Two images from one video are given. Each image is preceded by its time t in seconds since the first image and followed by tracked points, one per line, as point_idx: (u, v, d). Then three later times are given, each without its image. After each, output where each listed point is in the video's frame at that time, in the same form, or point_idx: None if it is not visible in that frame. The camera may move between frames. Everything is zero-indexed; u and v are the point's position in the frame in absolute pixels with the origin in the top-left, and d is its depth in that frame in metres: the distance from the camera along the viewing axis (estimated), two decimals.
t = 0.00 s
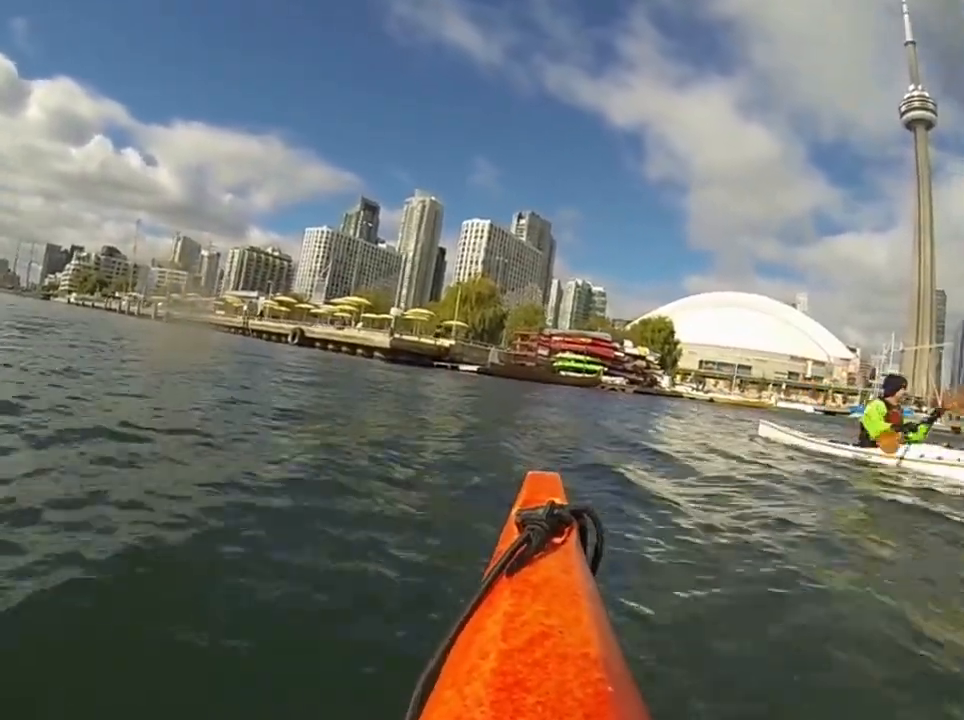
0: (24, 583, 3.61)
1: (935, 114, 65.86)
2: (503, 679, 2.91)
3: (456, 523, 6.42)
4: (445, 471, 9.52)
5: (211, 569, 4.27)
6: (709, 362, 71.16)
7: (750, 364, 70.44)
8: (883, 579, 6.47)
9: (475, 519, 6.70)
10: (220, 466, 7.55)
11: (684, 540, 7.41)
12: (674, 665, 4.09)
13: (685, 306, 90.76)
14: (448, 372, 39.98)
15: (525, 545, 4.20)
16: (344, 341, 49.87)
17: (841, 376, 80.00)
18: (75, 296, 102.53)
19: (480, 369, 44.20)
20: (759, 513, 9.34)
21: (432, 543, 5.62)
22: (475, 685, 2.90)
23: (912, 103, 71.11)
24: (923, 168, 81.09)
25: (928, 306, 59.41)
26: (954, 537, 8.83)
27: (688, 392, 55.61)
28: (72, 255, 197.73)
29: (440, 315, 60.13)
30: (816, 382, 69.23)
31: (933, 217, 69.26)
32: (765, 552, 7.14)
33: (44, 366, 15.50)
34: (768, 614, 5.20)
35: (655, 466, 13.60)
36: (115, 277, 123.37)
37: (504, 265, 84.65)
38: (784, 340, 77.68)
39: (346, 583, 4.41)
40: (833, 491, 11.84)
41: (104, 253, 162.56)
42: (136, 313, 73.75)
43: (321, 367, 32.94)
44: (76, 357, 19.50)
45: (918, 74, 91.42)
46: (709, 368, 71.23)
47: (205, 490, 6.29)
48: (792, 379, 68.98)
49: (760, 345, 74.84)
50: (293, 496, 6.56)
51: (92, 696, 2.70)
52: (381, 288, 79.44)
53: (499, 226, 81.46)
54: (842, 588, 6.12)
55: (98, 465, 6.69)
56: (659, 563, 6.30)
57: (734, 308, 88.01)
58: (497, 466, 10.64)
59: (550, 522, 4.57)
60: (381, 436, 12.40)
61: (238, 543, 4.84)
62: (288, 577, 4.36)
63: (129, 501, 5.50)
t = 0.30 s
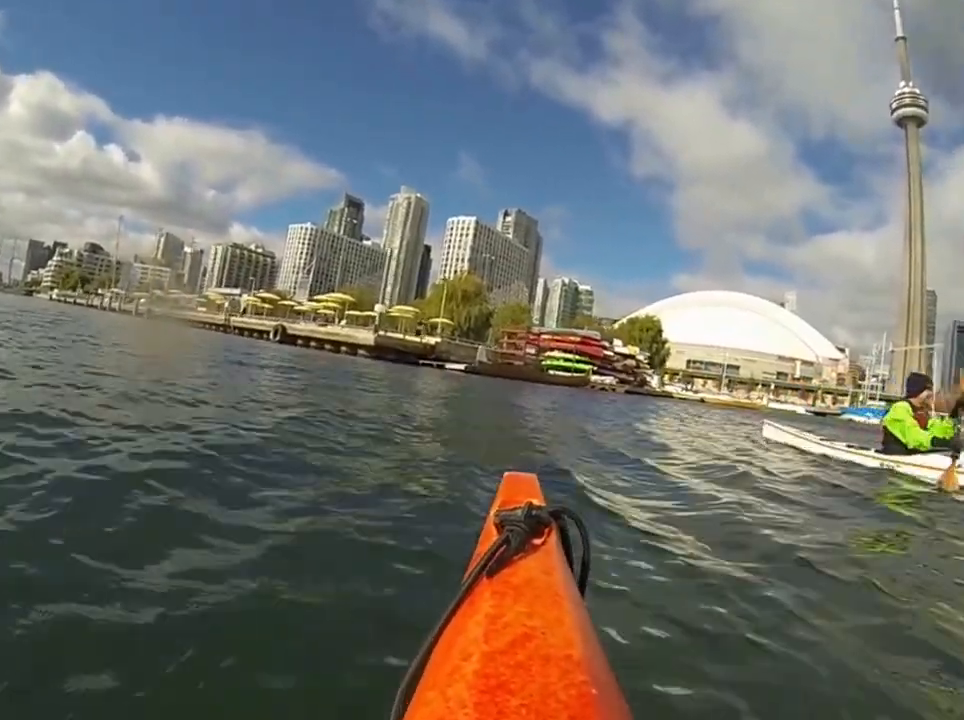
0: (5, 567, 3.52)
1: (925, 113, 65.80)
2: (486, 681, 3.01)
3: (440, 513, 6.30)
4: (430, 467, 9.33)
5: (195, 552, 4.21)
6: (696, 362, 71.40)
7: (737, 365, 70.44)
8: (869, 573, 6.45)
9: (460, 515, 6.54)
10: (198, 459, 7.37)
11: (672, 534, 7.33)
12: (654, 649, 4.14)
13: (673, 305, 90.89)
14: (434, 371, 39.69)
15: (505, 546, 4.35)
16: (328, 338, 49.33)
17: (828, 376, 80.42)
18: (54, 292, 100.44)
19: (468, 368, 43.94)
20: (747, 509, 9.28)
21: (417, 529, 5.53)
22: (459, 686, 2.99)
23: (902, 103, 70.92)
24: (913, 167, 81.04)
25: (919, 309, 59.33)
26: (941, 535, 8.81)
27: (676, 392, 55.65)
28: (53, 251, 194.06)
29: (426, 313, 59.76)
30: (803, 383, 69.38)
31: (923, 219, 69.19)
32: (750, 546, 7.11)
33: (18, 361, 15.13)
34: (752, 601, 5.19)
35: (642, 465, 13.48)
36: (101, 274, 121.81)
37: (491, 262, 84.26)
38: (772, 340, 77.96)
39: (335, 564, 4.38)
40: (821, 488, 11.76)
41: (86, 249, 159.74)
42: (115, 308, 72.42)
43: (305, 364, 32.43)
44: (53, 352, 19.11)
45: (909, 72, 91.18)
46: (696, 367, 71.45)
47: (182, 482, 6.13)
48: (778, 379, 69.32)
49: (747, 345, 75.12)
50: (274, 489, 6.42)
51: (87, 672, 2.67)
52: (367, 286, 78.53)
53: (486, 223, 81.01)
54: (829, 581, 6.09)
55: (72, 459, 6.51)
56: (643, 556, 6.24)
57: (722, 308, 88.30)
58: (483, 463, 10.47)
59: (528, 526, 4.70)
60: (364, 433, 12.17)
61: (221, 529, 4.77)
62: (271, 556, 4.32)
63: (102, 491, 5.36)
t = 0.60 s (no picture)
0: None
1: (912, 111, 65.87)
2: (486, 682, 2.80)
3: (426, 531, 6.00)
4: (416, 470, 8.99)
5: (159, 581, 3.92)
6: (682, 361, 71.48)
7: (723, 365, 70.60)
8: (870, 574, 6.28)
9: (447, 526, 6.24)
10: (171, 467, 7.00)
11: (667, 535, 7.11)
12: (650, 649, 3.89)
13: (659, 303, 90.80)
14: (418, 369, 39.18)
15: (497, 546, 4.07)
16: (309, 334, 48.46)
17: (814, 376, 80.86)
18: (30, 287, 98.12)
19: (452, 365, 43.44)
20: (741, 507, 9.09)
21: (400, 551, 5.24)
22: (459, 688, 2.78)
23: (890, 101, 70.98)
24: (900, 167, 81.37)
25: (905, 308, 59.60)
26: (937, 531, 8.67)
27: (663, 391, 55.54)
28: (31, 245, 190.10)
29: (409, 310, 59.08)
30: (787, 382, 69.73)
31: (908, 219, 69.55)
32: (748, 547, 6.91)
33: None
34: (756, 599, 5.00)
35: (632, 462, 13.25)
36: (78, 269, 119.25)
37: (476, 259, 83.61)
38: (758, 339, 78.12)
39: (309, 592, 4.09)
40: (813, 486, 11.61)
41: (66, 244, 156.58)
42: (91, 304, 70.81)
43: (287, 361, 31.83)
44: (22, 347, 18.44)
45: (897, 71, 91.24)
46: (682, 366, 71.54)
47: (151, 496, 5.78)
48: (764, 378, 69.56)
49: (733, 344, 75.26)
50: (249, 501, 6.08)
51: None
52: (350, 282, 77.62)
53: (470, 219, 80.26)
54: (832, 582, 5.91)
55: (31, 466, 6.13)
56: (640, 557, 5.99)
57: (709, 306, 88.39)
58: (471, 462, 10.17)
59: (517, 525, 4.37)
60: (348, 432, 11.78)
61: (189, 553, 4.46)
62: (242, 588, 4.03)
63: (63, 509, 5.01)
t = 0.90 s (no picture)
0: None
1: (895, 112, 66.21)
2: (483, 681, 2.71)
3: (418, 528, 5.81)
4: (403, 468, 8.79)
5: (147, 574, 3.76)
6: (665, 360, 71.75)
7: (706, 364, 70.99)
8: (870, 569, 6.20)
9: (440, 523, 6.06)
10: (150, 464, 6.75)
11: (664, 535, 6.98)
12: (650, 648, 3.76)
13: (643, 303, 90.99)
14: (399, 369, 38.75)
15: (493, 542, 3.85)
16: (287, 334, 47.74)
17: (796, 376, 81.54)
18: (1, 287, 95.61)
19: (435, 365, 43.04)
20: (735, 508, 8.99)
21: (392, 546, 5.06)
22: (458, 690, 2.71)
23: (873, 101, 71.36)
24: (882, 166, 82.03)
25: (887, 308, 60.14)
26: (928, 531, 8.64)
27: (648, 391, 55.61)
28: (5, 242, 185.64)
29: (390, 309, 58.46)
30: (769, 381, 70.28)
31: (890, 218, 70.04)
32: (746, 544, 6.80)
33: None
34: (759, 601, 4.88)
35: (621, 460, 13.14)
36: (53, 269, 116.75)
37: (458, 258, 83.04)
38: (741, 339, 78.67)
39: (296, 590, 3.88)
40: (802, 486, 11.55)
41: (39, 244, 153.34)
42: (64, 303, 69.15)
43: (267, 361, 31.29)
44: None
45: (880, 70, 91.58)
46: (665, 366, 71.82)
47: (130, 490, 5.55)
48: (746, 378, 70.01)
49: (716, 344, 75.69)
50: (234, 497, 5.86)
51: None
52: (332, 282, 76.76)
53: (452, 218, 79.64)
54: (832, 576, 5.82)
55: None
56: (638, 554, 5.85)
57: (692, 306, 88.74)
58: (453, 462, 9.98)
59: (514, 520, 4.10)
60: (332, 431, 11.50)
61: (178, 546, 4.31)
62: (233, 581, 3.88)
63: (38, 502, 4.80)
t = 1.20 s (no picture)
0: None
1: (874, 109, 66.60)
2: (466, 678, 2.50)
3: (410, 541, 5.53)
4: (383, 474, 8.52)
5: (120, 583, 3.58)
6: (648, 358, 71.97)
7: (689, 361, 71.31)
8: (869, 581, 6.05)
9: (432, 536, 5.75)
10: (124, 473, 6.41)
11: (660, 545, 6.76)
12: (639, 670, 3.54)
13: (625, 301, 91.24)
14: (381, 371, 38.22)
15: (484, 542, 3.58)
16: (264, 336, 46.92)
17: (777, 373, 82.30)
18: None
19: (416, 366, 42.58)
20: (731, 514, 8.80)
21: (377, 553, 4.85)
22: (440, 684, 2.50)
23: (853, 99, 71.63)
24: (863, 165, 82.84)
25: (868, 304, 60.66)
26: (925, 536, 8.52)
27: (632, 390, 55.63)
28: None
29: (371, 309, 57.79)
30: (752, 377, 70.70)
31: (871, 216, 70.73)
32: (745, 555, 6.63)
33: None
34: (755, 616, 4.71)
35: (611, 462, 12.92)
36: (29, 268, 114.07)
37: (439, 258, 82.47)
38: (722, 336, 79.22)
39: (264, 607, 3.61)
40: (794, 488, 11.42)
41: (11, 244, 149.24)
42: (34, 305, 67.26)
43: (247, 363, 30.65)
44: None
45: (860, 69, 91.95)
46: (647, 364, 72.02)
47: (104, 499, 5.27)
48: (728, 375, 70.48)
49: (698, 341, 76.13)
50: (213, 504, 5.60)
51: None
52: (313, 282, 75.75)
53: (433, 217, 79.00)
54: (832, 591, 5.67)
55: None
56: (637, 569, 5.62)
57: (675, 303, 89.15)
58: (435, 467, 9.71)
59: (508, 523, 3.80)
60: (316, 434, 11.12)
61: (155, 558, 4.09)
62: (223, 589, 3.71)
63: None
